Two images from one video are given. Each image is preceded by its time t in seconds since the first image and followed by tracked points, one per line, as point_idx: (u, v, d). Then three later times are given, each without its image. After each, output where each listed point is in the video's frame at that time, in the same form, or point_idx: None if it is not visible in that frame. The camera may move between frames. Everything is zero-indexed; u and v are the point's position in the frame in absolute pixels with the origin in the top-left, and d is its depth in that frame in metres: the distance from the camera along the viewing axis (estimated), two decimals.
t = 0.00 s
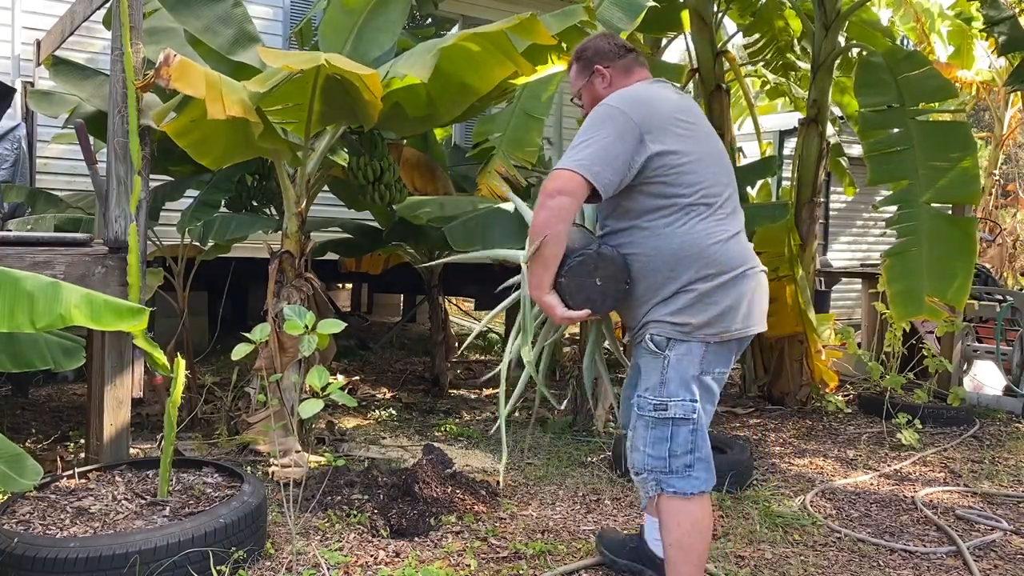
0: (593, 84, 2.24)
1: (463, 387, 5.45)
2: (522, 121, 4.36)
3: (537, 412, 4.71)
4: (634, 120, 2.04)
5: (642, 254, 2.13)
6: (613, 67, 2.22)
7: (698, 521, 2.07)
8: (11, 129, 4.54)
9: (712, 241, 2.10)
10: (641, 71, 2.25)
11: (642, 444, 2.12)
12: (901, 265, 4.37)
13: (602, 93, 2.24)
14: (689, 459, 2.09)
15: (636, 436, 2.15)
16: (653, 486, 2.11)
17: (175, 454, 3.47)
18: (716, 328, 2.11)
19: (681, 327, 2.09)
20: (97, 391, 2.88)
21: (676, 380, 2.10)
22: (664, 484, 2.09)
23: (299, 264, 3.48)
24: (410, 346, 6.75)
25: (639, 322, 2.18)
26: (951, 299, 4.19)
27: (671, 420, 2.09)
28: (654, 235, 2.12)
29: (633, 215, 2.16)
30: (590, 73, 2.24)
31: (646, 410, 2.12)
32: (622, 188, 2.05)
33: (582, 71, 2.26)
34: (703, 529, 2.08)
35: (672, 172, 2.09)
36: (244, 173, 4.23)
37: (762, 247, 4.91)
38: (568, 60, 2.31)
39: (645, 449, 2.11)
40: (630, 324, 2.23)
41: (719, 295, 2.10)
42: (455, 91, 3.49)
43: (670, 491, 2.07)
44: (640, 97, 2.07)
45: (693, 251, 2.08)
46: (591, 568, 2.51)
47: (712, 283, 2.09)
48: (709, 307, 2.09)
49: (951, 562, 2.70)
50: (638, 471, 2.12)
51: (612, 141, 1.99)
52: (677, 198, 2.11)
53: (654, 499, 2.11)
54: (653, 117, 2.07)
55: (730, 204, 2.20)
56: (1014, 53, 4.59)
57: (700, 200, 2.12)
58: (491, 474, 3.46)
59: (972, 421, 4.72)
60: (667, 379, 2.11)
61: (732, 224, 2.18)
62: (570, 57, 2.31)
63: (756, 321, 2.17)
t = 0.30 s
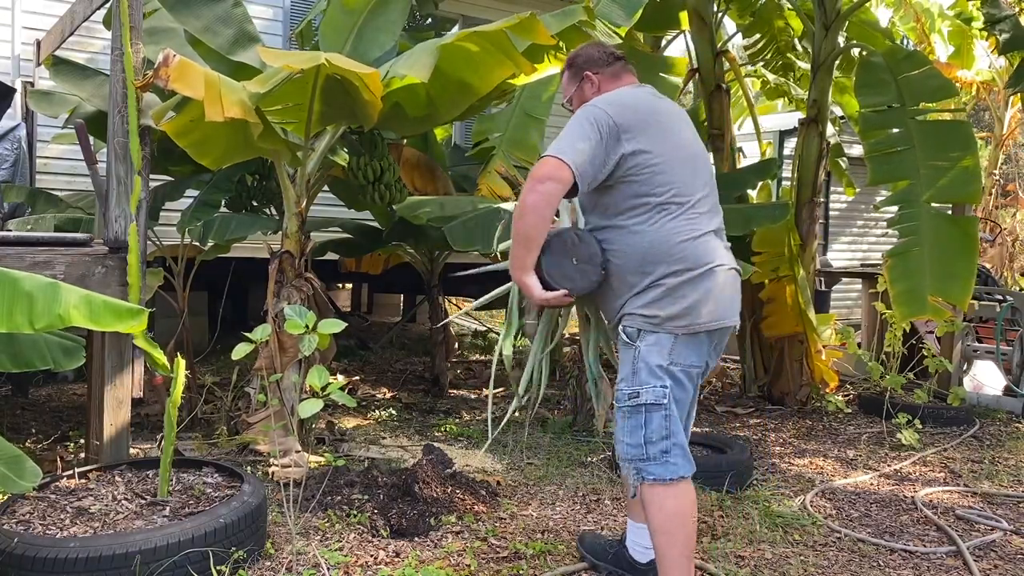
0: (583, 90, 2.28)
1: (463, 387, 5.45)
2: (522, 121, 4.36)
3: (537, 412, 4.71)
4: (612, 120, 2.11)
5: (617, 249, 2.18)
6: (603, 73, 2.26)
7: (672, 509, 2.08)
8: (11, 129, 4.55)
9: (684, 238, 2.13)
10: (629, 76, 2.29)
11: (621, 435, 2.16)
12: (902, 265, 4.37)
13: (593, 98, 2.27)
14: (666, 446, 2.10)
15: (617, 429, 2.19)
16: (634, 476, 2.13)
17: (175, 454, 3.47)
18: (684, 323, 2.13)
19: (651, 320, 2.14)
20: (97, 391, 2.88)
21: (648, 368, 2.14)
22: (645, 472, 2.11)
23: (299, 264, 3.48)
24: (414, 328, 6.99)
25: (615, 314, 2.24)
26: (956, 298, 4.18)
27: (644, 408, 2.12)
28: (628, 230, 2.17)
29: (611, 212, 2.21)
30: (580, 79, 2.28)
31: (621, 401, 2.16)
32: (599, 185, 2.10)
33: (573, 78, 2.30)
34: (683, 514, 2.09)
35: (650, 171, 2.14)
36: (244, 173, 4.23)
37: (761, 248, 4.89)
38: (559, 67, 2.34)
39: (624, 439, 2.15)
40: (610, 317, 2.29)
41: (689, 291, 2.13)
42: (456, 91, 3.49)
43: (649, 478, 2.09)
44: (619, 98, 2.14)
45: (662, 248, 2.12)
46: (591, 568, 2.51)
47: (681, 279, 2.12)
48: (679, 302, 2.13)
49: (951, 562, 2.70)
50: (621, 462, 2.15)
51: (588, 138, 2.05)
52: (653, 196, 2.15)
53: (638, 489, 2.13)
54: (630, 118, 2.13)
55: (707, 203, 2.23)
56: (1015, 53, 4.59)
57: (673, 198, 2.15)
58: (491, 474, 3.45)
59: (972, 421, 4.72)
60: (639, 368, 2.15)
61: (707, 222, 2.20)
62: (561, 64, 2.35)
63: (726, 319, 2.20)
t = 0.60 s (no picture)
0: (582, 90, 2.33)
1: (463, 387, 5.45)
2: (521, 121, 4.36)
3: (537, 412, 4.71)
4: (618, 118, 2.18)
5: (601, 240, 2.23)
6: (601, 74, 2.31)
7: (593, 470, 2.10)
8: (11, 129, 4.55)
9: (666, 238, 2.19)
10: (625, 78, 2.34)
11: (545, 386, 2.17)
12: (903, 265, 4.35)
13: (590, 96, 2.32)
14: (584, 411, 2.12)
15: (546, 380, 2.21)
16: (551, 429, 2.15)
17: (175, 454, 3.46)
18: (653, 316, 2.17)
19: (618, 304, 2.17)
20: (97, 391, 2.88)
21: (595, 338, 2.16)
22: (558, 426, 2.13)
23: (299, 264, 3.48)
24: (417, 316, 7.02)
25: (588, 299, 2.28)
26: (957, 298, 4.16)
27: (576, 369, 2.13)
28: (614, 222, 2.22)
29: (600, 205, 2.26)
30: (579, 79, 2.33)
31: (558, 358, 2.18)
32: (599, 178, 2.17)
33: (571, 77, 2.34)
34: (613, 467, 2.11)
35: (644, 172, 2.20)
36: (245, 173, 4.23)
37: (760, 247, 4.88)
38: (557, 66, 2.38)
39: (547, 390, 2.16)
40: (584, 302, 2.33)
41: (665, 288, 2.17)
42: (456, 92, 3.49)
43: (564, 431, 2.11)
44: (629, 98, 2.22)
45: (644, 243, 2.17)
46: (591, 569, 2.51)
47: (657, 274, 2.16)
48: (651, 296, 2.16)
49: (951, 562, 2.70)
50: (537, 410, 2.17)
51: (596, 130, 2.12)
52: (643, 196, 2.21)
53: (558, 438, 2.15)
54: (636, 118, 2.21)
55: (690, 212, 2.30)
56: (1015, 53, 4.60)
57: (661, 199, 2.22)
58: (491, 474, 3.45)
59: (972, 421, 4.72)
60: (589, 336, 2.17)
61: (689, 230, 2.27)
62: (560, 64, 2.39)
63: (696, 319, 2.25)
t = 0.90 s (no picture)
0: (550, 97, 2.41)
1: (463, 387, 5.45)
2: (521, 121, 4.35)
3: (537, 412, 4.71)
4: (588, 125, 2.27)
5: (580, 243, 2.34)
6: (566, 81, 2.39)
7: (533, 469, 2.38)
8: (11, 129, 4.56)
9: (640, 238, 2.30)
10: (590, 83, 2.43)
11: (534, 391, 2.34)
12: (901, 264, 4.35)
13: (559, 105, 2.41)
14: (569, 415, 2.31)
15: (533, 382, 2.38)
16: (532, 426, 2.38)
17: (175, 454, 3.46)
18: (632, 314, 2.31)
19: (599, 307, 2.29)
20: (96, 392, 2.87)
21: (581, 346, 2.31)
22: (539, 427, 2.33)
23: (299, 264, 3.48)
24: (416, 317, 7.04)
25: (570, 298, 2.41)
26: (955, 297, 4.15)
27: (565, 379, 2.30)
28: (591, 225, 2.33)
29: (577, 209, 2.37)
30: (546, 87, 2.40)
31: (545, 364, 2.34)
32: (574, 184, 2.27)
33: (537, 86, 2.42)
34: (549, 472, 2.36)
35: (616, 176, 2.30)
36: (244, 173, 4.23)
37: (760, 247, 4.86)
38: (524, 75, 2.45)
39: (534, 395, 2.34)
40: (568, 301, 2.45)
41: (641, 287, 2.30)
42: (456, 92, 3.49)
43: (540, 434, 2.32)
44: (598, 105, 2.31)
45: (621, 245, 2.30)
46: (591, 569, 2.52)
47: (633, 274, 2.29)
48: (629, 294, 2.29)
49: (951, 562, 2.70)
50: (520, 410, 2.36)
51: (568, 141, 2.21)
52: (617, 198, 2.32)
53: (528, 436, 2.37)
54: (605, 124, 2.30)
55: (664, 210, 2.41)
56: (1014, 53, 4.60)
57: (635, 201, 2.33)
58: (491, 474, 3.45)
59: (972, 421, 4.72)
60: (575, 344, 2.31)
61: (664, 228, 2.38)
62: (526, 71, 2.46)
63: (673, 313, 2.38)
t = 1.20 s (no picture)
0: (492, 110, 2.45)
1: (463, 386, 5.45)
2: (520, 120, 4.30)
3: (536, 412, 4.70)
4: (530, 136, 2.31)
5: (538, 249, 2.39)
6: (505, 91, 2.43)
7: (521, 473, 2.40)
8: (11, 129, 4.56)
9: (595, 236, 2.35)
10: (529, 89, 2.47)
11: (514, 398, 2.37)
12: (897, 262, 4.34)
13: (502, 116, 2.45)
14: (550, 416, 2.34)
15: (511, 389, 2.41)
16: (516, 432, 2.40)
17: (175, 454, 3.46)
18: (597, 310, 2.35)
19: (564, 307, 2.34)
20: (97, 392, 2.87)
21: (553, 347, 2.34)
22: (524, 431, 2.36)
23: (299, 264, 3.48)
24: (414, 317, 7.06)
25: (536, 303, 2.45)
26: (951, 295, 4.15)
27: (541, 381, 2.33)
28: (547, 231, 2.38)
29: (531, 218, 2.41)
30: (487, 100, 2.44)
31: (521, 369, 2.37)
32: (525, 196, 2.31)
33: (478, 99, 2.45)
34: (541, 472, 2.39)
35: (564, 180, 2.34)
36: (244, 174, 4.23)
37: (760, 247, 4.86)
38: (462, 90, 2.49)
39: (515, 402, 2.36)
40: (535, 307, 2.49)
41: (602, 283, 2.34)
42: (455, 93, 3.50)
43: (527, 438, 2.36)
44: (538, 114, 2.34)
45: (577, 246, 2.34)
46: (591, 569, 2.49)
47: (593, 270, 2.34)
48: (592, 291, 2.33)
49: (951, 562, 2.70)
50: (503, 419, 2.39)
51: (512, 156, 2.25)
52: (569, 201, 2.36)
53: (514, 441, 2.40)
54: (546, 132, 2.33)
55: (619, 204, 2.45)
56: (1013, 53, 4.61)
57: (586, 201, 2.37)
58: (491, 474, 3.45)
59: (972, 421, 4.72)
60: (545, 345, 2.35)
61: (619, 222, 2.42)
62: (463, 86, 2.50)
63: (636, 302, 2.42)
